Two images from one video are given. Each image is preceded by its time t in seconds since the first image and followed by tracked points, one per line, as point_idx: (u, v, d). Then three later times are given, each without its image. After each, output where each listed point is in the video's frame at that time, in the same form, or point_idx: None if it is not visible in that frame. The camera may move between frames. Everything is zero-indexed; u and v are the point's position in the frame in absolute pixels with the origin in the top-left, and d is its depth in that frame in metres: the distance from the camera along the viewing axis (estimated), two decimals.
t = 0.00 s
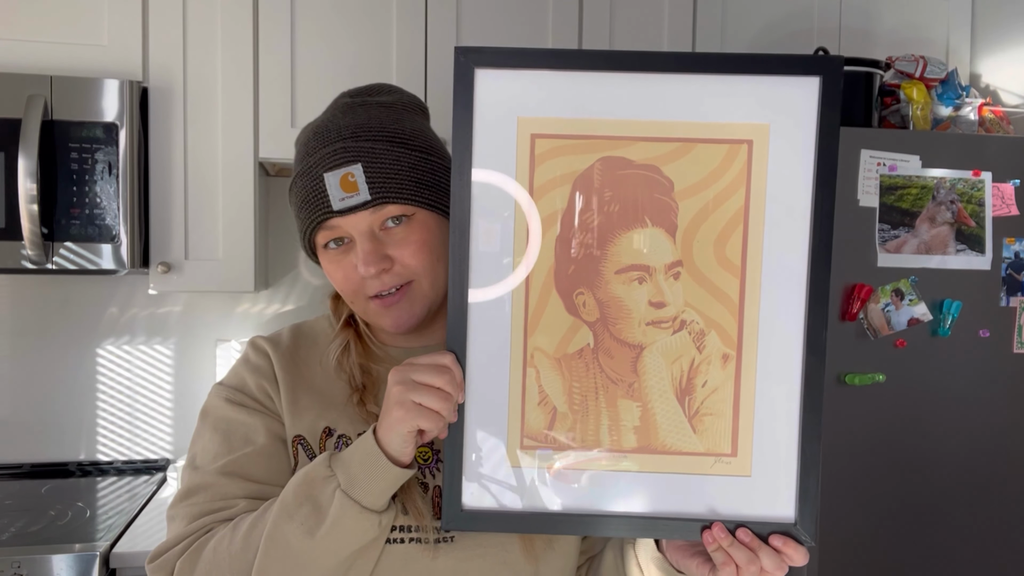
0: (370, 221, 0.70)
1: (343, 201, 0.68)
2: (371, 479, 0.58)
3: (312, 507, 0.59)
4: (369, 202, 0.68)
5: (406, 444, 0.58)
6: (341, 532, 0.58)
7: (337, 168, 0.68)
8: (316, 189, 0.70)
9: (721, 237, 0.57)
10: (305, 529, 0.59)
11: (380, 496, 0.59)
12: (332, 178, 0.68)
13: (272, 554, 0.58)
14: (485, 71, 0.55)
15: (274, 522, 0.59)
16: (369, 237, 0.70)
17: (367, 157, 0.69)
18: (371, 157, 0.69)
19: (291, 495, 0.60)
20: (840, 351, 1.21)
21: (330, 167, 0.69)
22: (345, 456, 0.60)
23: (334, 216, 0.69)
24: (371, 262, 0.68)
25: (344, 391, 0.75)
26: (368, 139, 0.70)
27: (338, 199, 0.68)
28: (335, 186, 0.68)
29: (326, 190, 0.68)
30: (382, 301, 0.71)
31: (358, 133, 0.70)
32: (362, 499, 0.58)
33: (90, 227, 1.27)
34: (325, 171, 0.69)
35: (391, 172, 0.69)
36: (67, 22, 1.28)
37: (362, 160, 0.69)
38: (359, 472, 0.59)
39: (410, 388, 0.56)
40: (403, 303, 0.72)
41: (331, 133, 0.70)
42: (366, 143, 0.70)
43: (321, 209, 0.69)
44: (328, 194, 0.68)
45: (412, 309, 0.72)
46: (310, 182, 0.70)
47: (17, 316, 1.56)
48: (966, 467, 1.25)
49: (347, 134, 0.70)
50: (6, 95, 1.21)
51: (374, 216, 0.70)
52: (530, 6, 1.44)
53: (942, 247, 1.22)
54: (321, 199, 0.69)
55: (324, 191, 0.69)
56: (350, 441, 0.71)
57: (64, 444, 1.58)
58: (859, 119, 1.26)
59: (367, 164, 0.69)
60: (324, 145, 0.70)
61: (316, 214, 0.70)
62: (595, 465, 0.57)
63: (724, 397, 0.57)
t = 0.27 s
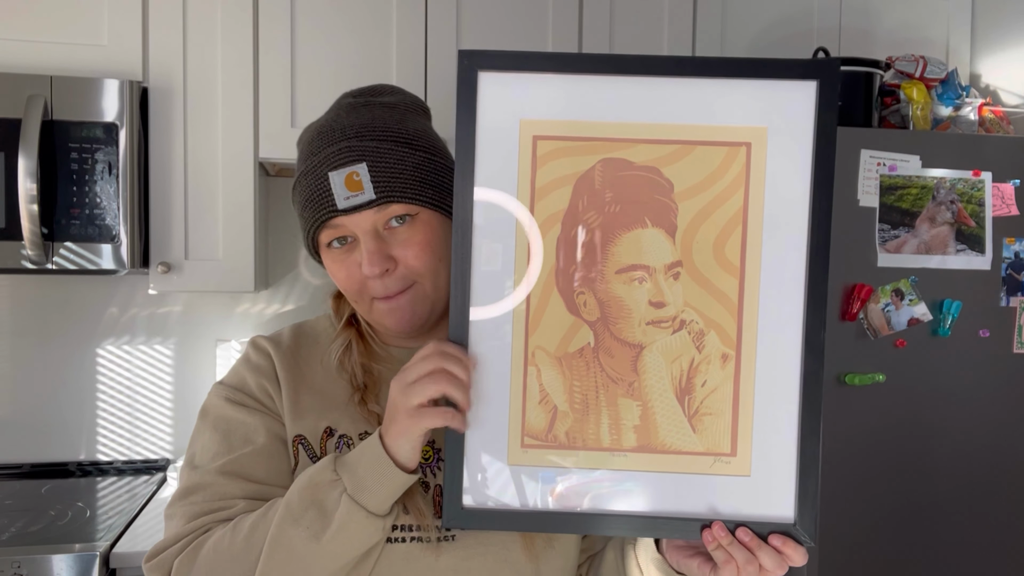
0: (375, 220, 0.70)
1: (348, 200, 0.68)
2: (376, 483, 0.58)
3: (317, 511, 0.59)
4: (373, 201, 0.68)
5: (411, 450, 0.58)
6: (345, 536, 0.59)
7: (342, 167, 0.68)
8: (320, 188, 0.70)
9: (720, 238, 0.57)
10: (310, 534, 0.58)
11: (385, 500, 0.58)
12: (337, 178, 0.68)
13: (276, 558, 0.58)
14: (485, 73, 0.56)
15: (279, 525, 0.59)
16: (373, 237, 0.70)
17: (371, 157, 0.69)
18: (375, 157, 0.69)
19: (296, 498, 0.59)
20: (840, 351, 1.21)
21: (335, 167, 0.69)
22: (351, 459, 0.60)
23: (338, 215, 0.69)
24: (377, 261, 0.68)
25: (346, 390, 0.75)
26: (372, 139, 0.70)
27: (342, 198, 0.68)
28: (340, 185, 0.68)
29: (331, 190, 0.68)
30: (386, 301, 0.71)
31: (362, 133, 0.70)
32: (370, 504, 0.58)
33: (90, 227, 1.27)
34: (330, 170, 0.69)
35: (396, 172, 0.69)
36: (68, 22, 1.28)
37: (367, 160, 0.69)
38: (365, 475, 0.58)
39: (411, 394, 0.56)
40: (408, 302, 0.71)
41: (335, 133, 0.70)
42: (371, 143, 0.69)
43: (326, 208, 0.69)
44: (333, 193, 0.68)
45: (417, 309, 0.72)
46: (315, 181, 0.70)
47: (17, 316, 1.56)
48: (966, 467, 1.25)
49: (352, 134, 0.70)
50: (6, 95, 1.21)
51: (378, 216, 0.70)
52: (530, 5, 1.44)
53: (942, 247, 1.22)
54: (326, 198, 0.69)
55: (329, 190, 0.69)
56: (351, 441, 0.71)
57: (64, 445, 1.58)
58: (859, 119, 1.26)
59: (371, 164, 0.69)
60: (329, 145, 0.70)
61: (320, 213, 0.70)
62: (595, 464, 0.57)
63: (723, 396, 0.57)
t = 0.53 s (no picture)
0: (381, 215, 0.70)
1: (355, 194, 0.68)
2: (319, 508, 0.58)
3: (262, 535, 0.60)
4: (379, 195, 0.68)
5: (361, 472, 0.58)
6: (295, 556, 0.60)
7: (348, 162, 0.68)
8: (327, 182, 0.69)
9: (725, 235, 0.57)
10: (256, 559, 0.60)
11: (330, 524, 0.59)
12: (343, 172, 0.68)
13: None
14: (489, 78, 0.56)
15: (223, 549, 0.60)
16: (379, 231, 0.70)
17: (378, 152, 0.69)
18: (382, 152, 0.69)
19: (238, 524, 0.60)
20: (840, 351, 1.21)
21: (341, 161, 0.69)
22: (292, 483, 0.60)
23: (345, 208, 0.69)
24: (382, 254, 0.67)
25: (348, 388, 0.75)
26: (379, 135, 0.70)
27: (349, 192, 0.68)
28: (346, 179, 0.68)
29: (337, 184, 0.68)
30: (392, 296, 0.71)
31: (369, 129, 0.70)
32: (316, 527, 0.59)
33: (90, 227, 1.27)
34: (336, 165, 0.69)
35: (402, 167, 0.69)
36: (68, 22, 1.28)
37: (373, 155, 0.69)
38: (306, 503, 0.59)
39: (381, 411, 0.55)
40: (413, 297, 0.71)
41: (342, 129, 0.70)
42: (377, 139, 0.69)
43: (332, 202, 0.69)
44: (339, 187, 0.68)
45: (422, 305, 0.72)
46: (321, 175, 0.70)
47: (17, 316, 1.56)
48: (966, 467, 1.25)
49: (358, 131, 0.70)
50: (6, 95, 1.21)
51: (384, 210, 0.69)
52: (530, 6, 1.44)
53: (942, 247, 1.22)
54: (332, 192, 0.69)
55: (335, 184, 0.69)
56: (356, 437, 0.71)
57: (63, 445, 1.58)
58: (859, 119, 1.26)
59: (378, 159, 0.68)
60: (336, 141, 0.70)
61: (326, 207, 0.70)
62: (604, 457, 0.56)
63: (728, 390, 0.57)
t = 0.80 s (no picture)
0: (384, 215, 0.70)
1: (359, 194, 0.68)
2: (295, 516, 0.59)
3: (240, 544, 0.60)
4: (383, 196, 0.68)
5: (341, 482, 0.58)
6: (271, 565, 0.60)
7: (352, 162, 0.68)
8: (330, 183, 0.69)
9: (713, 235, 0.58)
10: (233, 569, 0.60)
11: (308, 531, 0.60)
12: (347, 173, 0.68)
13: None
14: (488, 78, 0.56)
15: (203, 559, 0.60)
16: (382, 231, 0.70)
17: (382, 153, 0.69)
18: (385, 153, 0.69)
19: (216, 533, 0.60)
20: (840, 351, 1.21)
21: (345, 162, 0.69)
22: (266, 491, 0.60)
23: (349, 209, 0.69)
24: (386, 255, 0.67)
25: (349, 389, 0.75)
26: (382, 136, 0.70)
27: (353, 193, 0.68)
28: (350, 180, 0.68)
29: (341, 184, 0.68)
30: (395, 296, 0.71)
31: (373, 129, 0.70)
32: (291, 535, 0.59)
33: (90, 227, 1.27)
34: (340, 165, 0.69)
35: (406, 167, 0.69)
36: (69, 22, 1.28)
37: (377, 155, 0.69)
38: (284, 510, 0.59)
39: (376, 422, 0.57)
40: (417, 297, 0.71)
41: (345, 129, 0.70)
42: (381, 139, 0.69)
43: (336, 202, 0.69)
44: (343, 187, 0.68)
45: (424, 305, 0.72)
46: (325, 176, 0.70)
47: (17, 316, 1.56)
48: (966, 467, 1.25)
49: (362, 131, 0.70)
50: (6, 95, 1.21)
51: (388, 211, 0.70)
52: (530, 6, 1.44)
53: (942, 247, 1.22)
54: (336, 192, 0.69)
55: (339, 184, 0.69)
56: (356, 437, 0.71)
57: (63, 445, 1.58)
58: (859, 119, 1.26)
59: (382, 159, 0.68)
60: (339, 141, 0.70)
61: (330, 208, 0.70)
62: (604, 452, 0.56)
63: (723, 384, 0.57)
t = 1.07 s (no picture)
0: (384, 216, 0.70)
1: (358, 196, 0.68)
2: (298, 517, 0.59)
3: (245, 545, 0.60)
4: (383, 197, 0.68)
5: (344, 483, 0.58)
6: (275, 566, 0.60)
7: (351, 164, 0.68)
8: (330, 184, 0.69)
9: (712, 239, 0.58)
10: (239, 569, 0.60)
11: (312, 533, 0.60)
12: (346, 174, 0.68)
13: None
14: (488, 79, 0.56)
15: (209, 560, 0.60)
16: (382, 232, 0.70)
17: (381, 154, 0.69)
18: (385, 154, 0.69)
19: (221, 534, 0.60)
20: (840, 351, 1.21)
21: (344, 163, 0.69)
22: (270, 493, 0.60)
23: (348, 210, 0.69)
24: (386, 256, 0.67)
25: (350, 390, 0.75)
26: (381, 137, 0.70)
27: (352, 194, 0.68)
28: (350, 181, 0.68)
29: (340, 186, 0.68)
30: (394, 296, 0.71)
31: (371, 130, 0.70)
32: (294, 536, 0.59)
33: (90, 227, 1.27)
34: (339, 167, 0.69)
35: (405, 168, 0.69)
36: (69, 22, 1.28)
37: (376, 156, 0.69)
38: (289, 511, 0.59)
39: (379, 424, 0.57)
40: (416, 298, 0.71)
41: (344, 130, 0.70)
42: (380, 141, 0.69)
43: (335, 204, 0.69)
44: (342, 189, 0.68)
45: (424, 306, 0.72)
46: (324, 177, 0.70)
47: (17, 316, 1.56)
48: (966, 467, 1.25)
49: (361, 132, 0.70)
50: (6, 95, 1.21)
51: (387, 212, 0.69)
52: (530, 6, 1.44)
53: (942, 247, 1.22)
54: (335, 194, 0.69)
55: (338, 186, 0.69)
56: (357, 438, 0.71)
57: (63, 445, 1.58)
58: (859, 119, 1.26)
59: (381, 160, 0.68)
60: (338, 142, 0.70)
61: (329, 209, 0.70)
62: (605, 453, 0.56)
63: (722, 385, 0.57)
